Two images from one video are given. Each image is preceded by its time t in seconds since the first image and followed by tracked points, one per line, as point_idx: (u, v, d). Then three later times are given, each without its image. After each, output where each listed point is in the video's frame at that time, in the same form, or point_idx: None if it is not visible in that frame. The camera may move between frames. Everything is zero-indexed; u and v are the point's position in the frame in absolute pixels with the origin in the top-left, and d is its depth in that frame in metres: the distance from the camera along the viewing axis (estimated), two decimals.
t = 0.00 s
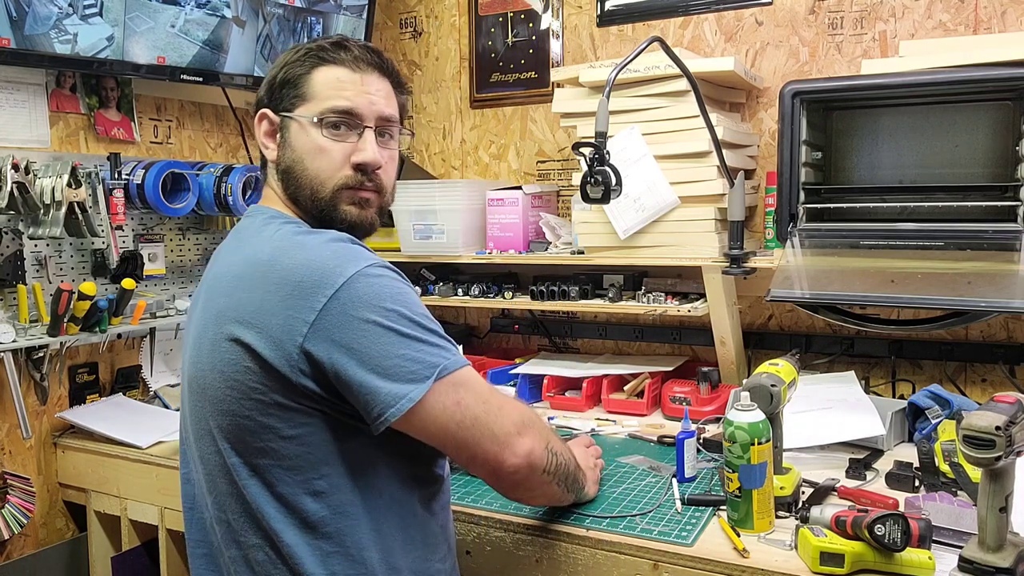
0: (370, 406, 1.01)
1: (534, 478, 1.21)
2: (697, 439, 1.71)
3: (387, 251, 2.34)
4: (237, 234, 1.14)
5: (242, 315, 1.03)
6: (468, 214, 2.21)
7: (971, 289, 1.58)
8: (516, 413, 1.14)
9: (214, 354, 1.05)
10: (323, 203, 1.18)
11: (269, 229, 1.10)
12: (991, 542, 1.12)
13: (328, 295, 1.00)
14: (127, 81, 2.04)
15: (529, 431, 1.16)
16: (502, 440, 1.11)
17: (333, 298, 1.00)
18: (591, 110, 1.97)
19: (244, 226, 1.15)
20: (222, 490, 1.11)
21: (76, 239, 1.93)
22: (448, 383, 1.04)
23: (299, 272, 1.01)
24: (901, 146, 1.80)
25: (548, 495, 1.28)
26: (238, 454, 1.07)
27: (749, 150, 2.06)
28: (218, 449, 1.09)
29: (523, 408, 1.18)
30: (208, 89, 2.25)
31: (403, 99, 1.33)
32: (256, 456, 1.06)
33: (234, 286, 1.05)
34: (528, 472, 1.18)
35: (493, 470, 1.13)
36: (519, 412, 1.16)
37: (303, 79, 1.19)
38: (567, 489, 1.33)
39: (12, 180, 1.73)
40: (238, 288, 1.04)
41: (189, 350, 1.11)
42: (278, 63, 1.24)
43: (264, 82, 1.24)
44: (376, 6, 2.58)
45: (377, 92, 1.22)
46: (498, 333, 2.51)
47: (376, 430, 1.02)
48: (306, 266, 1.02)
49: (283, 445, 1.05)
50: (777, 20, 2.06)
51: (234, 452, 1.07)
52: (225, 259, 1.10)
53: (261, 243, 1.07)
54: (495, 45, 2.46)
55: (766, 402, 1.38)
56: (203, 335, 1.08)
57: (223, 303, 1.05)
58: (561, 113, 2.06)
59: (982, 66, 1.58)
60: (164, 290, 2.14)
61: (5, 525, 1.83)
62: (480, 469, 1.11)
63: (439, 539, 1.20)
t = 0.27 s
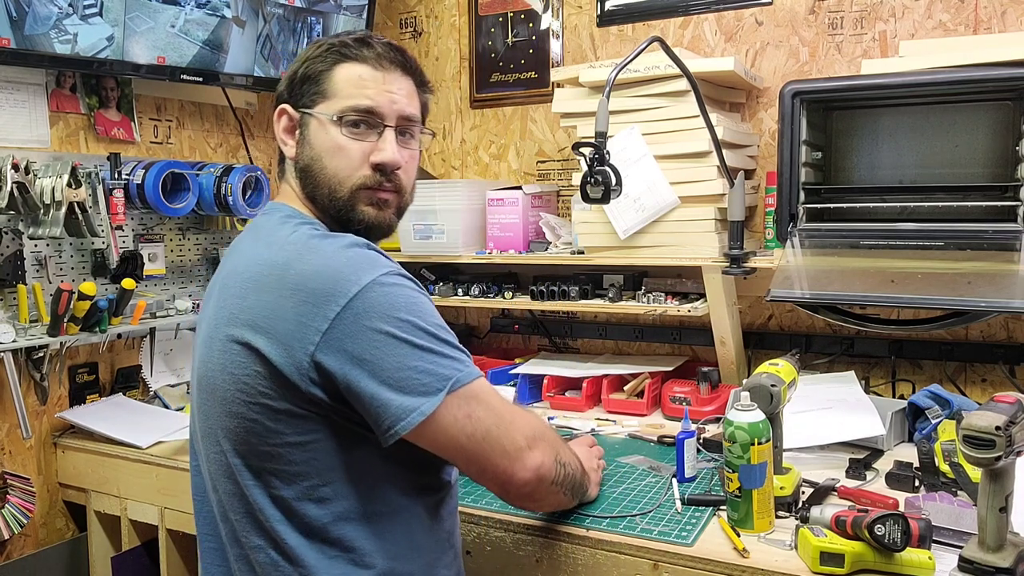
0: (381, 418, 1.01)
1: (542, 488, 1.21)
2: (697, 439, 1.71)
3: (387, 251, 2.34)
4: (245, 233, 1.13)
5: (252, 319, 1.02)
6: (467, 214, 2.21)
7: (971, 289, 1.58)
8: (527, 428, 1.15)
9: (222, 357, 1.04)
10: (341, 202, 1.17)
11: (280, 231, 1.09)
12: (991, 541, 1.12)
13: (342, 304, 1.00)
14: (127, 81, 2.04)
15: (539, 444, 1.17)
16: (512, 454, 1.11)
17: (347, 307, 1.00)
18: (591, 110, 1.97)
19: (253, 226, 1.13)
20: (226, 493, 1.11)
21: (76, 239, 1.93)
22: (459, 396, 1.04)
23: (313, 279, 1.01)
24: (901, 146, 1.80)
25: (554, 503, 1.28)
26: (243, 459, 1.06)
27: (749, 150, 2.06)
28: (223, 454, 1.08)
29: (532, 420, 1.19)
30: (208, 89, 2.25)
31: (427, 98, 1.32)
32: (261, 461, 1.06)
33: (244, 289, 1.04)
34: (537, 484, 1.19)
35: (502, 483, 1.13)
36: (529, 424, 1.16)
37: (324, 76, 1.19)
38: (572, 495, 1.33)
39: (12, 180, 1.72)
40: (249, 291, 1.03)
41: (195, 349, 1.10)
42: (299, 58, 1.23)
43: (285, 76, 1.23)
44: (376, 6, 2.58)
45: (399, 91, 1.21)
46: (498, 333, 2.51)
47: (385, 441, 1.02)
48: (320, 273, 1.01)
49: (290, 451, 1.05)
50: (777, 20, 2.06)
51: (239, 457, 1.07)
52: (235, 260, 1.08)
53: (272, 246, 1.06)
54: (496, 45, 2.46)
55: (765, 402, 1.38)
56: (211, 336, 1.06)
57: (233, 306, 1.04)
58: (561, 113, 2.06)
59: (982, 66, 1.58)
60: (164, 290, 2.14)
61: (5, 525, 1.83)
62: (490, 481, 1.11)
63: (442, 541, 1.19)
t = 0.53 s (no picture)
0: (395, 428, 1.01)
1: (551, 496, 1.22)
2: (697, 439, 1.71)
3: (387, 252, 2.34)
4: (263, 233, 1.12)
5: (269, 323, 1.02)
6: (467, 214, 2.21)
7: (971, 289, 1.58)
8: (538, 440, 1.16)
9: (238, 360, 1.04)
10: (360, 203, 1.17)
11: (298, 233, 1.08)
12: (990, 541, 1.12)
13: (361, 312, 0.99)
14: (127, 81, 2.04)
15: (548, 457, 1.19)
16: (523, 466, 1.12)
17: (366, 316, 0.99)
18: (592, 110, 1.97)
19: (270, 225, 1.13)
20: (236, 496, 1.11)
21: (76, 239, 1.93)
22: (474, 408, 1.04)
23: (332, 286, 1.00)
24: (901, 146, 1.80)
25: (560, 510, 1.29)
26: (254, 463, 1.06)
27: (749, 150, 2.06)
28: (233, 456, 1.08)
29: (543, 429, 1.19)
30: (208, 89, 2.25)
31: (449, 96, 1.31)
32: (272, 466, 1.05)
33: (263, 291, 1.03)
34: (545, 494, 1.20)
35: (512, 492, 1.14)
36: (539, 434, 1.17)
37: (347, 72, 1.18)
38: (579, 500, 1.33)
39: (13, 180, 1.73)
40: (267, 294, 1.02)
41: (211, 349, 1.09)
42: (322, 51, 1.23)
43: (308, 69, 1.23)
44: (376, 6, 2.58)
45: (422, 90, 1.20)
46: (498, 333, 2.51)
47: (398, 450, 1.02)
48: (339, 280, 1.00)
49: (301, 457, 1.05)
50: (777, 20, 2.06)
51: (250, 461, 1.07)
52: (252, 261, 1.08)
53: (291, 248, 1.05)
54: (496, 45, 2.46)
55: (765, 402, 1.38)
56: (227, 337, 1.06)
57: (250, 308, 1.04)
58: (561, 113, 2.06)
59: (982, 66, 1.58)
60: (164, 290, 2.14)
61: (5, 525, 1.83)
62: (500, 490, 1.12)
63: (447, 542, 1.19)
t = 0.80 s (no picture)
0: (398, 430, 1.01)
1: (553, 498, 1.22)
2: (698, 439, 1.71)
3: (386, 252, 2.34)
4: (268, 232, 1.12)
5: (274, 324, 1.01)
6: (467, 214, 2.21)
7: (971, 290, 1.58)
8: (541, 442, 1.16)
9: (244, 360, 1.04)
10: (367, 203, 1.17)
11: (304, 233, 1.08)
12: (990, 541, 1.12)
13: (366, 314, 0.99)
14: (127, 81, 2.04)
15: (551, 460, 1.19)
16: (525, 469, 1.13)
17: (371, 317, 0.99)
18: (592, 110, 1.97)
19: (275, 225, 1.13)
20: (241, 496, 1.11)
21: (76, 239, 1.93)
22: (477, 411, 1.04)
23: (338, 287, 1.00)
24: (901, 146, 1.80)
25: (563, 511, 1.29)
26: (258, 463, 1.06)
27: (749, 150, 2.06)
28: (238, 456, 1.08)
29: (545, 432, 1.19)
30: (208, 89, 2.25)
31: (457, 95, 1.31)
32: (277, 467, 1.05)
33: (269, 291, 1.03)
34: (547, 497, 1.20)
35: (515, 494, 1.14)
36: (542, 436, 1.17)
37: (355, 71, 1.18)
38: (581, 501, 1.33)
39: (13, 180, 1.72)
40: (273, 294, 1.02)
41: (216, 348, 1.09)
42: (330, 50, 1.22)
43: (316, 67, 1.22)
44: (376, 6, 2.58)
45: (431, 90, 1.20)
46: (498, 333, 2.51)
47: (401, 452, 1.02)
48: (345, 281, 1.00)
49: (307, 458, 1.05)
50: (777, 20, 2.06)
51: (255, 462, 1.07)
52: (258, 261, 1.08)
53: (297, 249, 1.05)
54: (496, 45, 2.46)
55: (766, 402, 1.38)
56: (233, 336, 1.06)
57: (256, 308, 1.04)
58: (561, 113, 2.06)
59: (982, 66, 1.58)
60: (164, 290, 2.14)
61: (5, 525, 1.83)
62: (503, 493, 1.12)
63: (450, 543, 1.19)
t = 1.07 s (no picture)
0: (391, 430, 1.01)
1: (549, 497, 1.22)
2: (698, 439, 1.71)
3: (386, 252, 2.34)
4: (263, 233, 1.12)
5: (267, 324, 1.02)
6: (467, 214, 2.21)
7: (971, 290, 1.58)
8: (536, 440, 1.16)
9: (238, 360, 1.04)
10: (359, 203, 1.17)
11: (297, 234, 1.08)
12: (991, 541, 1.12)
13: (358, 314, 0.99)
14: (127, 81, 2.04)
15: (546, 457, 1.19)
16: (520, 467, 1.13)
17: (363, 318, 0.99)
18: (592, 110, 1.97)
19: (270, 226, 1.13)
20: (237, 496, 1.11)
21: (76, 239, 1.93)
22: (471, 410, 1.04)
23: (329, 288, 1.00)
24: (901, 146, 1.80)
25: (559, 511, 1.29)
26: (253, 463, 1.06)
27: (749, 150, 2.06)
28: (233, 456, 1.08)
29: (540, 430, 1.19)
30: (208, 89, 2.25)
31: (449, 95, 1.31)
32: (271, 467, 1.05)
33: (261, 292, 1.03)
34: (543, 496, 1.20)
35: (511, 493, 1.14)
36: (536, 435, 1.17)
37: (346, 72, 1.18)
38: (578, 501, 1.33)
39: (13, 180, 1.72)
40: (266, 295, 1.02)
41: (211, 349, 1.09)
42: (321, 51, 1.22)
43: (308, 68, 1.22)
44: (376, 6, 2.58)
45: (422, 89, 1.20)
46: (498, 333, 2.51)
47: (394, 453, 1.02)
48: (337, 282, 1.00)
49: (303, 458, 1.05)
50: (777, 20, 2.06)
51: (250, 462, 1.07)
52: (251, 262, 1.08)
53: (290, 249, 1.05)
54: (496, 45, 2.46)
55: (766, 402, 1.38)
56: (227, 337, 1.06)
57: (249, 309, 1.04)
58: (561, 113, 2.06)
59: (982, 66, 1.58)
60: (164, 290, 2.14)
61: (5, 525, 1.83)
62: (499, 492, 1.12)
63: (448, 543, 1.19)
